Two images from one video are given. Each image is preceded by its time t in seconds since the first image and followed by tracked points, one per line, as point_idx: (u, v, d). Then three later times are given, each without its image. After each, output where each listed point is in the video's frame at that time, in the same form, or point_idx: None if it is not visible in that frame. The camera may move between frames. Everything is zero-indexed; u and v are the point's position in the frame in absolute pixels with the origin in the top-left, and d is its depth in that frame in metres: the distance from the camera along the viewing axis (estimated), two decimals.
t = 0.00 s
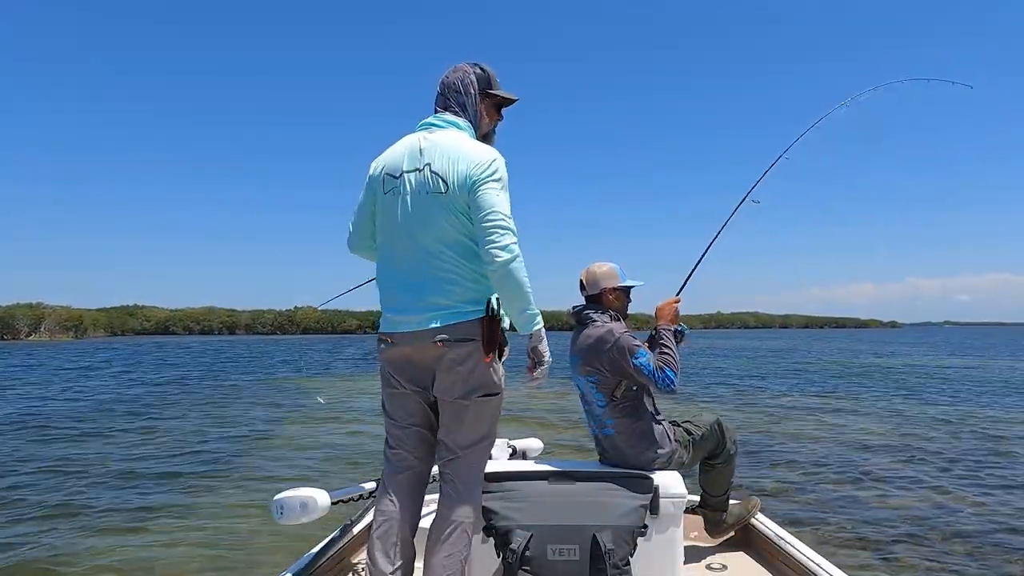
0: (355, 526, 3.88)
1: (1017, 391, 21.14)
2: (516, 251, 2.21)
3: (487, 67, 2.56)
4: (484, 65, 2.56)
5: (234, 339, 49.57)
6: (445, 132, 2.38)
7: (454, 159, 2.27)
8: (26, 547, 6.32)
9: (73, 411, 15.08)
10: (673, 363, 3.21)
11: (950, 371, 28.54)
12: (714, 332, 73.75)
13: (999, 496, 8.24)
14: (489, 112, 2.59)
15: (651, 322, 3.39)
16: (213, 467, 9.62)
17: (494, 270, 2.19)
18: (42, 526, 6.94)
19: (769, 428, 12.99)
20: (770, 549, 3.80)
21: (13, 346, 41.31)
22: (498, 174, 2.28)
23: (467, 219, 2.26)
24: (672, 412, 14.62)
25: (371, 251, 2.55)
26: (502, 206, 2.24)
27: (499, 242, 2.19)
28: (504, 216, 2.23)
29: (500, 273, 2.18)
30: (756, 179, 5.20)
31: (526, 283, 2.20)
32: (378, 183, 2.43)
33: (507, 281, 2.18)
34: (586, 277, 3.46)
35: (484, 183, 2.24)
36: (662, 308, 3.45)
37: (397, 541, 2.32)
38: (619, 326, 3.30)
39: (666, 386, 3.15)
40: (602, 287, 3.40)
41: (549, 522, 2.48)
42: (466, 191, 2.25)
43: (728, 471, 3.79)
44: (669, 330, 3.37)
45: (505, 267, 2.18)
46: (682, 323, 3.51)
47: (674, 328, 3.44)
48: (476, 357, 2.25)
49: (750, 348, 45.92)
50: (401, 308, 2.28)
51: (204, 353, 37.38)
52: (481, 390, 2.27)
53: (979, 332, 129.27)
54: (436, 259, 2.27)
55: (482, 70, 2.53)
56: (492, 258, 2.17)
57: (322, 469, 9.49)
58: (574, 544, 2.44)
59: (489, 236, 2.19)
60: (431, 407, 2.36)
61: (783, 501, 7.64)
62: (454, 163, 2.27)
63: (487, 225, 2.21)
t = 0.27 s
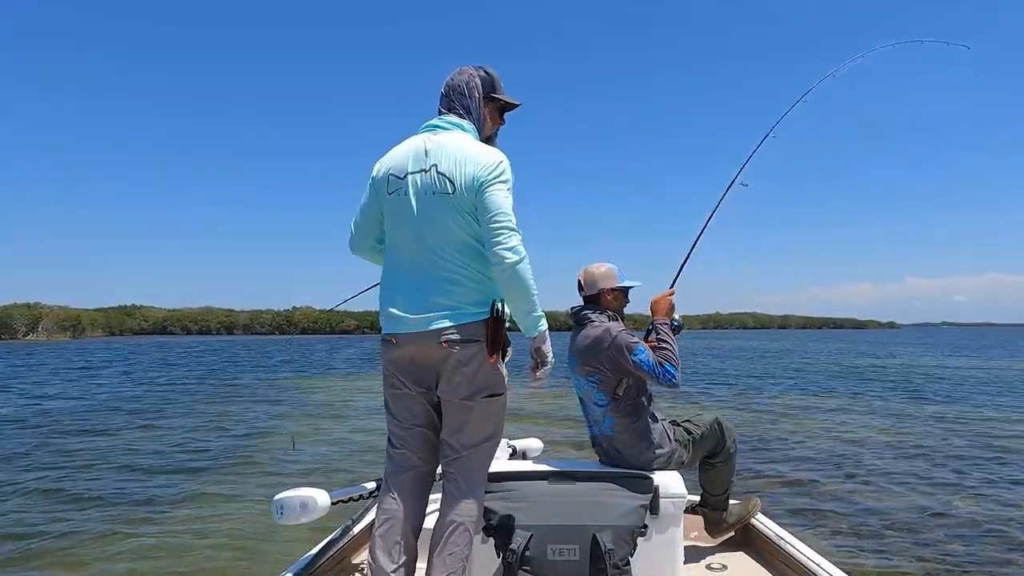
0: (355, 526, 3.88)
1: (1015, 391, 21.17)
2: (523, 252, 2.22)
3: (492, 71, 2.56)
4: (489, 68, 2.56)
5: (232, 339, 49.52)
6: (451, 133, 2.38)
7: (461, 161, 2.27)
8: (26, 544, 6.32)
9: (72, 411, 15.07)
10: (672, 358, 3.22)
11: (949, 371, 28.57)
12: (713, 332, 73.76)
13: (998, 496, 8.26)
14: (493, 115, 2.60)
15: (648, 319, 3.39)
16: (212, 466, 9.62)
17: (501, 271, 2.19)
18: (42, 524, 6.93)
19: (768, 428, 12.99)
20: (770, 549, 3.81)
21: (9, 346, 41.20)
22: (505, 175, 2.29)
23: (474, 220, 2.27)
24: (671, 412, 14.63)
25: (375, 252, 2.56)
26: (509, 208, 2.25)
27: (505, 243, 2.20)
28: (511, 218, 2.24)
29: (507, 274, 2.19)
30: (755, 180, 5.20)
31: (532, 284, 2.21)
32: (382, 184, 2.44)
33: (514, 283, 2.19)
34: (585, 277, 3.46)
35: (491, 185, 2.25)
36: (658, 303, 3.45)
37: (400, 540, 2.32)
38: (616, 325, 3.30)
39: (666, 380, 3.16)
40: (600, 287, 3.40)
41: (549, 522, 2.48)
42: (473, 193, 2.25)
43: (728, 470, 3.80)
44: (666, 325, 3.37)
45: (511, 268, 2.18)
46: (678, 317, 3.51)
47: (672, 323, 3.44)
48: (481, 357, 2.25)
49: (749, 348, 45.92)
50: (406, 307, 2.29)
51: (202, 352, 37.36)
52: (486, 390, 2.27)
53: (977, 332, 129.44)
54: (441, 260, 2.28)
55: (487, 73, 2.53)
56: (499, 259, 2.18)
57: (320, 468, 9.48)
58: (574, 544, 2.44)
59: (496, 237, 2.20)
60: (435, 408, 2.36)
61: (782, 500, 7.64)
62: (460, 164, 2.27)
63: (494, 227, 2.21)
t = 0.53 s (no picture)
0: (355, 526, 3.88)
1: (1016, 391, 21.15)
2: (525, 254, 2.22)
3: (497, 74, 2.56)
4: (494, 71, 2.56)
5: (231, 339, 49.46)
6: (455, 135, 2.38)
7: (464, 162, 2.27)
8: (25, 538, 6.31)
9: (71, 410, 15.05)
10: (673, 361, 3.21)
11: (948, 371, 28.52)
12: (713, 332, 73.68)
13: (998, 495, 8.25)
14: (497, 118, 2.60)
15: (649, 320, 3.39)
16: (212, 463, 9.60)
17: (502, 273, 2.19)
18: (42, 518, 6.93)
19: (768, 428, 12.98)
20: (770, 549, 3.81)
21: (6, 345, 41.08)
22: (509, 177, 2.29)
23: (476, 223, 2.27)
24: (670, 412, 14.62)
25: (378, 253, 2.56)
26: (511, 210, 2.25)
27: (507, 245, 2.20)
28: (514, 219, 2.24)
29: (508, 276, 2.18)
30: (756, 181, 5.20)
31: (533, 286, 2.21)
32: (386, 185, 2.44)
33: (515, 284, 2.19)
34: (585, 277, 3.46)
35: (494, 187, 2.25)
36: (660, 305, 3.45)
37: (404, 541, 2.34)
38: (616, 326, 3.30)
39: (665, 384, 3.16)
40: (601, 287, 3.40)
41: (549, 523, 2.48)
42: (476, 194, 2.25)
43: (728, 471, 3.80)
44: (666, 328, 3.37)
45: (513, 270, 2.18)
46: (680, 320, 3.51)
47: (672, 325, 3.44)
48: (484, 358, 2.25)
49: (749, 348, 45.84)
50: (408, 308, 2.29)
51: (201, 352, 37.31)
52: (488, 392, 2.27)
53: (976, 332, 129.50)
54: (444, 261, 2.28)
55: (493, 76, 2.53)
56: (501, 260, 2.18)
57: (320, 465, 9.46)
58: (574, 544, 2.44)
59: (498, 239, 2.20)
60: (437, 409, 2.36)
61: (781, 500, 7.64)
62: (464, 166, 2.27)
63: (496, 228, 2.21)
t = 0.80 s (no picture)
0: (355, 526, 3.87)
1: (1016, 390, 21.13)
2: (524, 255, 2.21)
3: (502, 77, 2.56)
4: (500, 74, 2.56)
5: (230, 339, 49.42)
6: (457, 135, 2.38)
7: (465, 163, 2.27)
8: (24, 536, 6.29)
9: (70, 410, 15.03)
10: (675, 363, 3.21)
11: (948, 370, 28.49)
12: (712, 331, 73.66)
13: (999, 494, 8.24)
14: (500, 121, 2.60)
15: (653, 321, 3.40)
16: (211, 462, 9.59)
17: (502, 274, 2.19)
18: (40, 517, 6.92)
19: (768, 426, 12.96)
20: (770, 549, 3.80)
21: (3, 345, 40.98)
22: (510, 178, 2.29)
23: (477, 223, 2.26)
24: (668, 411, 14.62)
25: (380, 253, 2.55)
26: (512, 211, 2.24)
27: (507, 245, 2.19)
28: (514, 220, 2.23)
29: (508, 276, 2.18)
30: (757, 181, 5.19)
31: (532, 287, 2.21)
32: (389, 185, 2.43)
33: (515, 286, 2.18)
34: (589, 277, 3.46)
35: (495, 187, 2.24)
36: (665, 307, 3.46)
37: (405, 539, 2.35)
38: (620, 326, 3.29)
39: (667, 386, 3.15)
40: (605, 287, 3.40)
41: (549, 523, 2.48)
42: (476, 195, 2.25)
43: (729, 471, 3.79)
44: (671, 329, 3.37)
45: (512, 271, 2.18)
46: (685, 321, 3.52)
47: (677, 327, 3.45)
48: (484, 360, 2.25)
49: (749, 347, 45.79)
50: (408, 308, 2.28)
51: (199, 351, 37.27)
52: (487, 393, 2.26)
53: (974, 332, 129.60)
54: (444, 260, 2.27)
55: (498, 78, 2.53)
56: (501, 262, 2.18)
57: (319, 463, 9.44)
58: (574, 544, 2.44)
59: (498, 239, 2.19)
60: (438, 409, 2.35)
61: (781, 499, 7.63)
62: (465, 167, 2.27)
63: (496, 228, 2.21)
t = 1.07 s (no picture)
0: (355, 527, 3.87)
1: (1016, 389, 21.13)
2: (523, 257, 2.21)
3: (504, 78, 2.57)
4: (502, 75, 2.56)
5: (230, 339, 49.43)
6: (456, 136, 2.38)
7: (465, 164, 2.27)
8: (22, 538, 6.28)
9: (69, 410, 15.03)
10: (675, 363, 3.21)
11: (948, 369, 28.48)
12: (712, 331, 73.65)
13: (999, 493, 8.23)
14: (500, 123, 2.60)
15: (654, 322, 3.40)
16: (211, 463, 9.59)
17: (500, 276, 2.19)
18: (39, 519, 6.91)
19: (767, 426, 12.96)
20: (770, 549, 3.80)
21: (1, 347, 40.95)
22: (510, 180, 2.29)
23: (476, 224, 2.27)
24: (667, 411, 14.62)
25: (378, 253, 2.56)
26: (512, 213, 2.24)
27: (506, 248, 2.19)
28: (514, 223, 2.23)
29: (506, 279, 2.18)
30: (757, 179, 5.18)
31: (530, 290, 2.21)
32: (387, 186, 2.43)
33: (513, 288, 2.18)
34: (589, 277, 3.46)
35: (495, 190, 2.24)
36: (665, 307, 3.47)
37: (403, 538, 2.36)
38: (620, 326, 3.29)
39: (667, 386, 3.15)
40: (606, 287, 3.41)
41: (549, 523, 2.48)
42: (476, 196, 2.25)
43: (728, 471, 3.80)
44: (671, 329, 3.38)
45: (511, 273, 2.18)
46: (685, 321, 3.52)
47: (677, 327, 3.45)
48: (483, 360, 2.25)
49: (749, 347, 45.78)
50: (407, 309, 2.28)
51: (199, 352, 37.27)
52: (486, 394, 2.26)
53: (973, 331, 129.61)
54: (443, 262, 2.28)
55: (500, 79, 2.53)
56: (500, 264, 2.18)
57: (318, 464, 9.43)
58: (574, 544, 2.44)
59: (497, 242, 2.19)
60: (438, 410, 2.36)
61: (780, 498, 7.63)
62: (465, 168, 2.27)
63: (496, 231, 2.21)
